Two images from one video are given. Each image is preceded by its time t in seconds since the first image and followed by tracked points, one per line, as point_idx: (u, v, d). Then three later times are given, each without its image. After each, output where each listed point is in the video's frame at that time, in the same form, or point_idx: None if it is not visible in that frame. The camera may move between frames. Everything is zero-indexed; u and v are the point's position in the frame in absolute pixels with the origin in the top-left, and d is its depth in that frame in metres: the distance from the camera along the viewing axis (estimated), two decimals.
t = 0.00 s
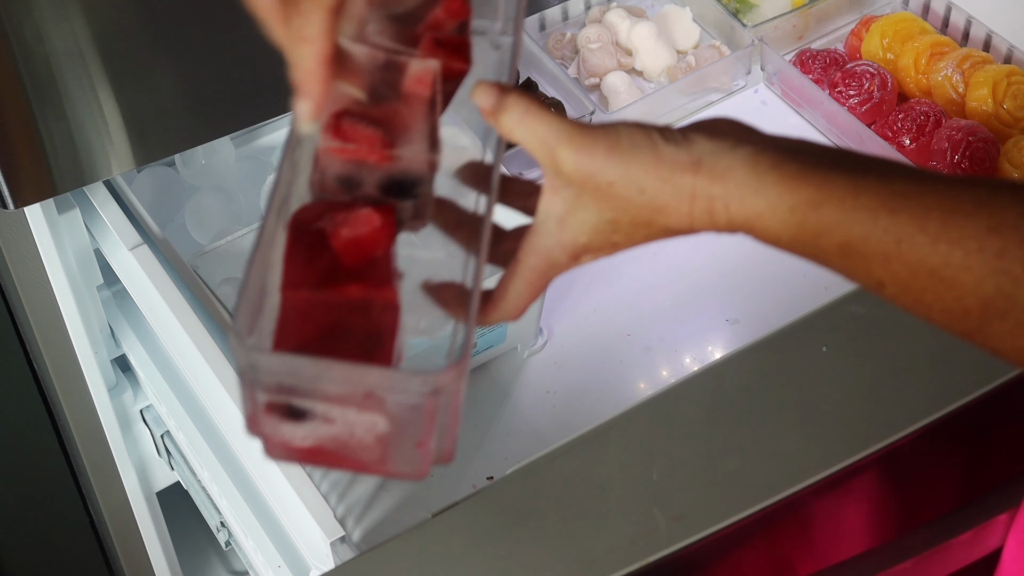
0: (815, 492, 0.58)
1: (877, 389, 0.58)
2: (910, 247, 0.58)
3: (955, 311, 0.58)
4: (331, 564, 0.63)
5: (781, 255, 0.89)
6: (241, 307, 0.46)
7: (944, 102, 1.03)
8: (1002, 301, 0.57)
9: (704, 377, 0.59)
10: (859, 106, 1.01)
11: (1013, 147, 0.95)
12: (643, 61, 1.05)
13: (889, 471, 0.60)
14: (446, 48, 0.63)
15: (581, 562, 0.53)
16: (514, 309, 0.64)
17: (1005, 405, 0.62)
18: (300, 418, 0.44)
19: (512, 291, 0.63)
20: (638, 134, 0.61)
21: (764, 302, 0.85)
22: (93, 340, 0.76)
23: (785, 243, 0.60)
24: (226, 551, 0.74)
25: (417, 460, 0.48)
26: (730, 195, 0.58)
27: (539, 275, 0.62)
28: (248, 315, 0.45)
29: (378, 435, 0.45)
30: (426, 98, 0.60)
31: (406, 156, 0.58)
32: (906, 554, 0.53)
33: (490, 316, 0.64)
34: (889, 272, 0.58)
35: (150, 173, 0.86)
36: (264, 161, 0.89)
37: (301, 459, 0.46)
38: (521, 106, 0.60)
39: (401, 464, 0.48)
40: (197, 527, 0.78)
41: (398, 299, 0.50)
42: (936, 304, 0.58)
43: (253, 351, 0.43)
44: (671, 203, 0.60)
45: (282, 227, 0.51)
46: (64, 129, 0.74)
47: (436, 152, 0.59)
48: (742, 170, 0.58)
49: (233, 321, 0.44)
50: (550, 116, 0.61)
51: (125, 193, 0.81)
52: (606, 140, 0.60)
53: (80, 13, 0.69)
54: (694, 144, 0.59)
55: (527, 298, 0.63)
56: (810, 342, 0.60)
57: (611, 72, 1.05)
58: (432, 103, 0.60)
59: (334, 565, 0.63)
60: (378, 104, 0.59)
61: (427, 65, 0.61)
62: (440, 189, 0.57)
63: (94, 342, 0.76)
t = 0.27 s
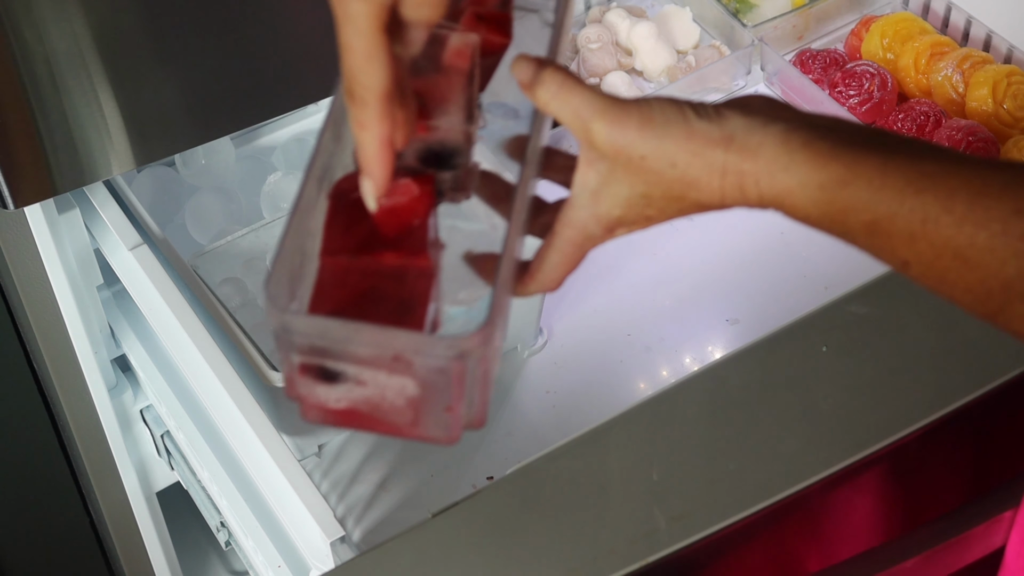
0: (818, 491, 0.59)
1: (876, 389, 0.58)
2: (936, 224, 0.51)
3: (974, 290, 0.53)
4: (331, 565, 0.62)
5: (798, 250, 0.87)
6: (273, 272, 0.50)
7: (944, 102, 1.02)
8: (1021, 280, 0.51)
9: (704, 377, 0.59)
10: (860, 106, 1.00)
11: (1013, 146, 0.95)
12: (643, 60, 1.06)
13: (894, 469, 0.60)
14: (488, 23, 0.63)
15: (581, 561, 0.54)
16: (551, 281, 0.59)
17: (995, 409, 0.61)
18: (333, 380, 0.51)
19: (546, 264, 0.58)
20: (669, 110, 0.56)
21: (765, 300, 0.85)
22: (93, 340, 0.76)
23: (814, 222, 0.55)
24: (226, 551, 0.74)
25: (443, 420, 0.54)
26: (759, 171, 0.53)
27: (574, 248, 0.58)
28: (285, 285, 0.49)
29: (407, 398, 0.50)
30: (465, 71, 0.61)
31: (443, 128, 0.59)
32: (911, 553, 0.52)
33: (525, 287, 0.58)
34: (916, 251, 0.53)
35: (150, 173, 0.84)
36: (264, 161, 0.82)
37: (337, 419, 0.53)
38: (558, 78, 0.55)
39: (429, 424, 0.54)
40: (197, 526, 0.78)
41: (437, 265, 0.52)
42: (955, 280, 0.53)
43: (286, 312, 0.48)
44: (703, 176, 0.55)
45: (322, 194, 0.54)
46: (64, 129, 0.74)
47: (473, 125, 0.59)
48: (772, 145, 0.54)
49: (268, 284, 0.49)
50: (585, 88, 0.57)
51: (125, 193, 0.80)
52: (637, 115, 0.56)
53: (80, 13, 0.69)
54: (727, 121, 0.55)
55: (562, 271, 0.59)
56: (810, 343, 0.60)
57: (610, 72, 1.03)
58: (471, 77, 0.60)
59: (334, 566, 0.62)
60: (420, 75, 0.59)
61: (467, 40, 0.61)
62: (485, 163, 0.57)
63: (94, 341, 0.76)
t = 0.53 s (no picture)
0: (819, 491, 0.60)
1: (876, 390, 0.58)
2: (955, 213, 0.52)
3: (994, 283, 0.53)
4: (331, 565, 0.63)
5: (798, 250, 0.90)
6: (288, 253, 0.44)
7: (944, 102, 1.03)
8: None
9: (704, 378, 0.59)
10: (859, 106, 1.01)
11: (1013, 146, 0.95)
12: (643, 61, 1.05)
13: (895, 469, 0.61)
14: (506, 10, 0.66)
15: (580, 563, 0.53)
16: (568, 267, 0.59)
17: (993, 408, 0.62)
18: (347, 362, 0.45)
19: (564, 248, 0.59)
20: (687, 93, 0.55)
21: (765, 300, 0.86)
22: (93, 340, 0.76)
23: (832, 210, 0.55)
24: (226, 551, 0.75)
25: (462, 407, 0.48)
26: (778, 156, 0.54)
27: (592, 234, 0.58)
28: (300, 268, 0.44)
29: (423, 380, 0.46)
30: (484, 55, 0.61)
31: (462, 110, 0.59)
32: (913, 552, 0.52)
33: (541, 272, 0.59)
34: (933, 239, 0.53)
35: (150, 173, 0.86)
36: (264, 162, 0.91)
37: (351, 402, 0.48)
38: (579, 61, 0.52)
39: (448, 411, 0.49)
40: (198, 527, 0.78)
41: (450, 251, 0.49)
42: (972, 269, 0.53)
43: (300, 292, 0.42)
44: (720, 161, 0.55)
45: (340, 180, 0.50)
46: (64, 129, 0.74)
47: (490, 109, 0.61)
48: (791, 130, 0.54)
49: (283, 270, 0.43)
50: (602, 68, 0.53)
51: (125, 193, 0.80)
52: (655, 98, 0.54)
53: (80, 13, 0.69)
54: (745, 105, 0.54)
55: (581, 256, 0.59)
56: (810, 343, 0.60)
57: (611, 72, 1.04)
58: (489, 61, 0.61)
59: (334, 566, 0.63)
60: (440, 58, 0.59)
61: (486, 24, 0.62)
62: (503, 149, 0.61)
63: (94, 341, 0.76)
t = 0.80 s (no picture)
0: (823, 490, 0.59)
1: (875, 389, 0.58)
2: (956, 209, 0.53)
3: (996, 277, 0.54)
4: (331, 565, 0.63)
5: (798, 249, 0.90)
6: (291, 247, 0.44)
7: (944, 102, 1.03)
8: None
9: (704, 377, 0.59)
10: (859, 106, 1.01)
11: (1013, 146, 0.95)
12: (643, 61, 1.05)
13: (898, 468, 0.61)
14: (507, 9, 0.66)
15: (580, 563, 0.53)
16: (570, 264, 0.59)
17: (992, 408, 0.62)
18: (348, 359, 0.45)
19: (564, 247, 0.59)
20: (688, 89, 0.54)
21: (765, 301, 0.86)
22: (93, 341, 0.76)
23: (834, 206, 0.56)
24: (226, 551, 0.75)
25: (463, 404, 0.48)
26: (779, 153, 0.54)
27: (593, 231, 0.57)
28: (302, 264, 0.45)
29: (425, 377, 0.46)
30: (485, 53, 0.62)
31: (463, 107, 0.59)
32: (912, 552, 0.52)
33: (542, 271, 0.60)
34: (935, 234, 0.54)
35: (150, 173, 0.86)
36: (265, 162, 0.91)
37: (351, 400, 0.47)
38: (579, 58, 0.51)
39: (450, 410, 0.48)
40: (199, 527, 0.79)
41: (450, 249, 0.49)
42: (975, 265, 0.54)
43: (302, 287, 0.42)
44: (721, 157, 0.55)
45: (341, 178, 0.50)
46: (64, 129, 0.74)
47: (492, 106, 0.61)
48: (792, 127, 0.54)
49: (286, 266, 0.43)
50: (602, 65, 0.52)
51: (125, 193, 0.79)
52: (655, 94, 0.54)
53: (80, 13, 0.69)
54: (746, 101, 0.54)
55: (582, 254, 0.59)
56: (810, 342, 0.60)
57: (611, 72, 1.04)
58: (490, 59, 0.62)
59: (334, 566, 0.63)
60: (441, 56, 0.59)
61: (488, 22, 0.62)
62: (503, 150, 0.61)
63: (94, 342, 0.76)
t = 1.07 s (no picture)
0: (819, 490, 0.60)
1: (876, 390, 0.58)
2: (949, 207, 0.53)
3: (995, 273, 0.54)
4: (331, 565, 0.63)
5: (799, 249, 0.90)
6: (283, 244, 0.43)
7: (944, 102, 1.03)
8: None
9: (704, 378, 0.59)
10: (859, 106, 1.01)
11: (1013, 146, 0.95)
12: (643, 61, 1.05)
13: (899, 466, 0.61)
14: (503, 9, 0.61)
15: (580, 563, 0.53)
16: (564, 266, 0.58)
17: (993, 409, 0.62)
18: (341, 358, 0.45)
19: (559, 248, 0.57)
20: (681, 90, 0.56)
21: (765, 301, 0.86)
22: (93, 340, 0.77)
23: (829, 205, 0.56)
24: (226, 551, 0.75)
25: (455, 403, 0.48)
26: (773, 152, 0.55)
27: (588, 232, 0.57)
28: (298, 260, 0.43)
29: (417, 377, 0.46)
30: (481, 53, 0.57)
31: (456, 108, 0.56)
32: (913, 553, 0.52)
33: (536, 273, 0.57)
34: (928, 233, 0.55)
35: (150, 172, 0.86)
36: (265, 162, 0.91)
37: (343, 399, 0.48)
38: (573, 60, 0.52)
39: (442, 410, 0.49)
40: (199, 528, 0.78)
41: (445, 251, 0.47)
42: (970, 262, 0.54)
43: (295, 283, 0.42)
44: (715, 157, 0.56)
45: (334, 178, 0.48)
46: (64, 130, 0.74)
47: (487, 105, 0.57)
48: (785, 127, 0.55)
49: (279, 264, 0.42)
50: (598, 66, 0.53)
51: (125, 193, 0.80)
52: (649, 95, 0.55)
53: (80, 14, 0.69)
54: (739, 103, 0.55)
55: (576, 255, 0.58)
56: (810, 343, 0.60)
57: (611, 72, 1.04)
58: (485, 60, 0.57)
59: (334, 566, 0.63)
60: (432, 58, 0.56)
61: (483, 22, 0.58)
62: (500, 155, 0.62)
63: (94, 341, 0.77)
